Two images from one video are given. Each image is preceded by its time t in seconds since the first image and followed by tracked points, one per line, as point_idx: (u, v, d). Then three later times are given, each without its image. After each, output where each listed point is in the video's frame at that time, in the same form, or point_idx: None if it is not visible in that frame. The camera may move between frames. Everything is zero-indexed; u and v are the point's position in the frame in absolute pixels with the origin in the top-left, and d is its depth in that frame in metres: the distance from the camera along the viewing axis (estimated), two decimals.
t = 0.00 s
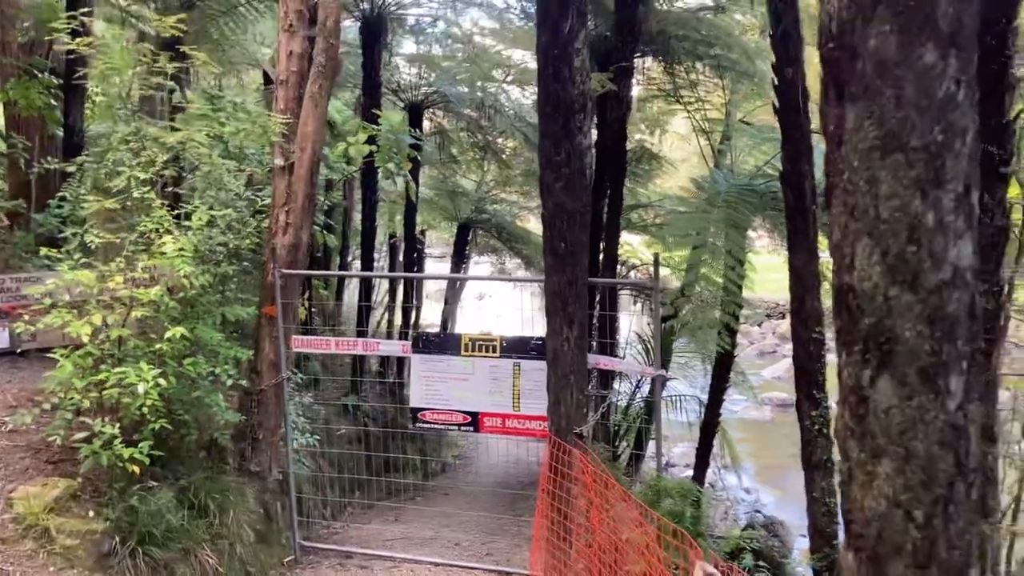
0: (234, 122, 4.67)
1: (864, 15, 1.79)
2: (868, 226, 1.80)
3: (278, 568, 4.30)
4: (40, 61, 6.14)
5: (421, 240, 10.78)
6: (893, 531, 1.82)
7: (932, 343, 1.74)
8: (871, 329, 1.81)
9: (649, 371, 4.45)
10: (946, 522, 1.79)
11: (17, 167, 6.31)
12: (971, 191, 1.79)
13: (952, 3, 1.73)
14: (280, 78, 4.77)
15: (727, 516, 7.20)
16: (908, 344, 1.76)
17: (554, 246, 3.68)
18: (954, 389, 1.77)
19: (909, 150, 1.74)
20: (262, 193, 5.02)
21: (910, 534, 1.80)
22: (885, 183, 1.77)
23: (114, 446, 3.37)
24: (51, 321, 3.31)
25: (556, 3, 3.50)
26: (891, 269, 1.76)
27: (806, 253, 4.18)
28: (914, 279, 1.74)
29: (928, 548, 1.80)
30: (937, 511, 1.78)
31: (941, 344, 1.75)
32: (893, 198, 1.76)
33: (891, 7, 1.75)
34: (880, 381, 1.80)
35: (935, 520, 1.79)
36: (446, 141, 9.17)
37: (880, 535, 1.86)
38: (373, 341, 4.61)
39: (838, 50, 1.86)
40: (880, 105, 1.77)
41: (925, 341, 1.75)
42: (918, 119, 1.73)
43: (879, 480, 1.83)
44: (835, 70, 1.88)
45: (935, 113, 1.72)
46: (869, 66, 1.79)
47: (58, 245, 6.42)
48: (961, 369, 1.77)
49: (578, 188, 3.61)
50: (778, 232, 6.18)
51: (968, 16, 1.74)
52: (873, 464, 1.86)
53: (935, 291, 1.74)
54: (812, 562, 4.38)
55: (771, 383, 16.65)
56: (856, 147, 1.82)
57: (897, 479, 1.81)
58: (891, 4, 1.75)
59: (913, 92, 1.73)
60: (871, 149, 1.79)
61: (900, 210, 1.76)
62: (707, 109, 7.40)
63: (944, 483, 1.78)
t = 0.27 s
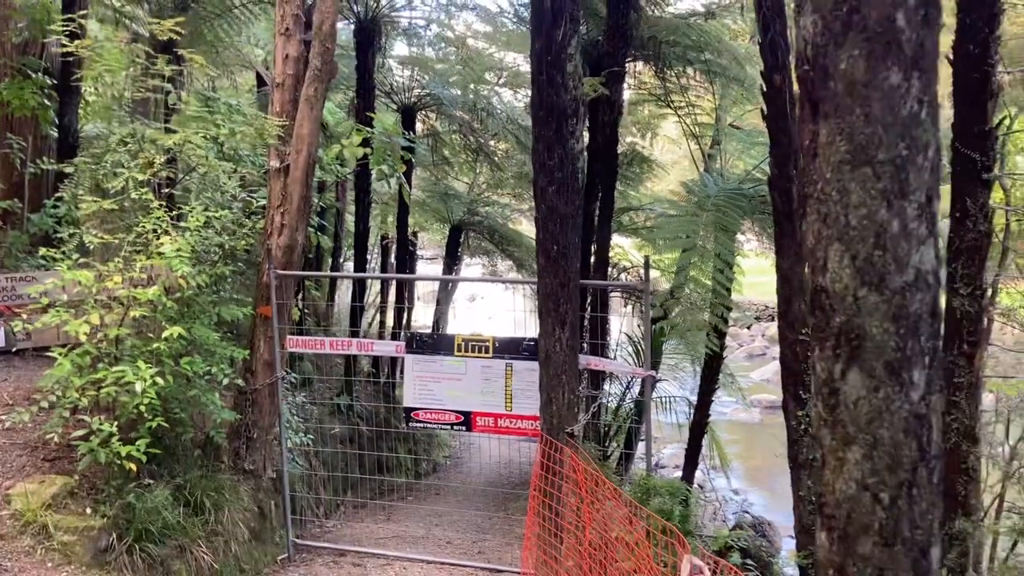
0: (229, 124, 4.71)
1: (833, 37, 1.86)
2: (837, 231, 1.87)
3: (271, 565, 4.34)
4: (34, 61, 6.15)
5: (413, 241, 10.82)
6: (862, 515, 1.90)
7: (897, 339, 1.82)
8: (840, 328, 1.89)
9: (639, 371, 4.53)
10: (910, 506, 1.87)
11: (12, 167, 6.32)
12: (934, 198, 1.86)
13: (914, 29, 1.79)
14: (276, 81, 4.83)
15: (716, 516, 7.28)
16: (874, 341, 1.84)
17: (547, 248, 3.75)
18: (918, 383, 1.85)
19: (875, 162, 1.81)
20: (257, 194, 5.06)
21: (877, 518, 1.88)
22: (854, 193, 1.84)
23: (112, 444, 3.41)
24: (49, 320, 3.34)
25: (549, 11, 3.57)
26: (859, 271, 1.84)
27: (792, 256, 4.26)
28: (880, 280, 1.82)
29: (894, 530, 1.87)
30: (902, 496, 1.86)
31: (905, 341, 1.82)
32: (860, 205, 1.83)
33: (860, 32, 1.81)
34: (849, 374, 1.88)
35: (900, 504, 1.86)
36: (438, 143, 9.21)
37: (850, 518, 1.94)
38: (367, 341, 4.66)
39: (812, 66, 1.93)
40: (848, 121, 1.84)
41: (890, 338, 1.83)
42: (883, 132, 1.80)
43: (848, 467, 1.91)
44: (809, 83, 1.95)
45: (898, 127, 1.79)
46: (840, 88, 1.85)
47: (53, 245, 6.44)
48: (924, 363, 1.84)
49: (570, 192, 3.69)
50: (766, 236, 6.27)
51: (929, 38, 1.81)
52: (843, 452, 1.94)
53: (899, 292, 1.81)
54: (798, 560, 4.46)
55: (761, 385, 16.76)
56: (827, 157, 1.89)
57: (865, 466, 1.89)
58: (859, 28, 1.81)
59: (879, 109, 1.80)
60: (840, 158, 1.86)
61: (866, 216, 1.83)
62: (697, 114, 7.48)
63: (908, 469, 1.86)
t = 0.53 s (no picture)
0: (224, 124, 4.75)
1: (804, 51, 1.90)
2: (806, 234, 1.91)
3: (265, 563, 4.38)
4: (29, 61, 6.15)
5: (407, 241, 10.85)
6: (829, 501, 1.96)
7: (862, 335, 1.87)
8: (809, 324, 1.93)
9: (630, 372, 4.59)
10: (874, 488, 1.93)
11: (8, 167, 6.31)
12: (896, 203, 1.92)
13: (878, 45, 1.84)
14: (272, 82, 4.86)
15: (706, 516, 7.35)
16: (841, 337, 1.89)
17: (539, 249, 3.80)
18: (881, 376, 1.90)
19: (843, 169, 1.86)
20: (252, 194, 5.10)
21: (843, 502, 1.94)
22: (822, 198, 1.89)
23: (107, 441, 3.43)
24: (45, 319, 3.37)
25: (542, 15, 3.62)
26: (826, 270, 1.89)
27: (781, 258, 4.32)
28: (846, 280, 1.87)
29: (858, 514, 1.94)
30: (867, 481, 1.92)
31: (870, 338, 1.87)
32: (828, 208, 1.88)
33: (828, 46, 1.85)
34: (817, 369, 1.93)
35: (865, 489, 1.93)
36: (432, 144, 9.25)
37: (819, 502, 1.99)
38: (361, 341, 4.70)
39: (782, 78, 1.97)
40: (818, 130, 1.88)
41: (855, 334, 1.88)
42: (849, 142, 1.85)
43: (815, 453, 1.97)
44: (778, 94, 1.98)
45: (863, 135, 1.84)
46: (810, 99, 1.89)
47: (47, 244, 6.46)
48: (887, 358, 1.90)
49: (563, 193, 3.74)
50: (757, 238, 6.33)
51: (892, 54, 1.86)
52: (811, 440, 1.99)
53: (864, 291, 1.86)
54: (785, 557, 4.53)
55: (753, 386, 16.86)
56: (798, 163, 1.93)
57: (831, 453, 1.94)
58: (827, 44, 1.86)
59: (845, 118, 1.85)
60: (810, 164, 1.91)
61: (834, 219, 1.87)
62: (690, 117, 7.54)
63: (872, 456, 1.92)
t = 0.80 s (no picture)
0: (221, 124, 4.80)
1: (764, 58, 2.02)
2: (765, 234, 2.04)
3: (259, 558, 4.42)
4: (24, 58, 6.16)
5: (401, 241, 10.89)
6: (787, 483, 2.06)
7: (817, 327, 1.99)
8: (770, 318, 2.05)
9: (620, 370, 4.63)
10: (827, 469, 2.03)
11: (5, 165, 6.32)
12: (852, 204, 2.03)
13: (832, 55, 1.96)
14: (267, 82, 4.91)
15: (697, 515, 7.40)
16: (797, 329, 2.00)
17: (529, 247, 3.85)
18: (835, 365, 2.01)
19: (798, 171, 1.97)
20: (247, 193, 5.14)
21: (799, 484, 2.04)
22: (779, 198, 2.01)
23: (102, 436, 3.48)
24: (41, 315, 3.41)
25: (534, 18, 3.68)
26: (784, 266, 2.00)
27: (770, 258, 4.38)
28: (801, 276, 1.99)
29: (813, 495, 2.04)
30: (819, 463, 2.02)
31: (824, 329, 1.99)
32: (786, 210, 2.00)
33: (785, 55, 1.98)
34: (775, 360, 2.04)
35: (820, 472, 2.03)
36: (427, 144, 9.29)
37: (777, 485, 2.10)
38: (355, 338, 4.74)
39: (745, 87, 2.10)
40: (777, 135, 2.00)
41: (811, 325, 1.99)
42: (803, 146, 1.96)
43: (772, 437, 2.08)
44: (741, 101, 2.10)
45: (816, 138, 1.96)
46: (768, 104, 2.01)
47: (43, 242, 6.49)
48: (841, 348, 2.00)
49: (553, 193, 3.79)
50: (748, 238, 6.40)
51: (847, 60, 1.97)
52: (769, 426, 2.10)
53: (818, 285, 1.98)
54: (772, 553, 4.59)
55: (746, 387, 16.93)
56: (759, 167, 2.05)
57: (787, 437, 2.05)
58: (785, 52, 1.98)
59: (801, 121, 1.96)
60: (770, 166, 2.02)
61: (791, 217, 1.99)
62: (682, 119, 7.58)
63: (826, 439, 2.02)
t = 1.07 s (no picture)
0: (213, 124, 4.84)
1: (721, 73, 1.85)
2: (722, 233, 1.87)
3: (250, 555, 4.46)
4: (16, 57, 6.18)
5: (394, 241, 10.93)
6: (743, 466, 1.89)
7: (772, 321, 1.84)
8: (726, 315, 1.89)
9: (608, 368, 4.70)
10: (783, 452, 1.87)
11: None
12: (806, 204, 1.88)
13: (787, 68, 1.81)
14: (259, 82, 4.95)
15: (687, 512, 7.46)
16: (752, 324, 1.85)
17: (517, 247, 3.92)
18: (790, 358, 1.86)
19: (755, 177, 1.82)
20: (240, 193, 5.18)
21: (756, 468, 1.87)
22: (737, 201, 1.85)
23: (95, 433, 3.52)
24: (35, 313, 3.45)
25: (522, 22, 3.75)
26: (741, 264, 1.84)
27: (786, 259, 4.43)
28: (758, 273, 1.83)
29: (769, 479, 1.87)
30: (775, 447, 1.86)
31: (780, 333, 1.84)
32: (741, 210, 1.84)
33: (742, 69, 1.81)
34: (732, 356, 1.89)
35: (776, 457, 1.87)
36: (419, 144, 9.35)
37: (735, 468, 1.92)
38: (346, 337, 4.79)
39: (704, 97, 1.92)
40: (733, 143, 1.84)
41: (766, 320, 1.84)
42: (757, 150, 1.81)
43: (727, 420, 1.92)
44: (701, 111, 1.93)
45: (771, 146, 1.81)
46: (726, 116, 1.84)
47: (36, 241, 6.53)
48: (796, 340, 1.86)
49: (541, 194, 3.85)
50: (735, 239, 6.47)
51: (801, 74, 1.82)
52: (728, 413, 1.94)
53: (774, 283, 1.83)
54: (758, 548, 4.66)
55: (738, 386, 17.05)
56: (715, 172, 1.89)
57: (746, 424, 1.88)
58: (742, 66, 1.82)
59: (756, 133, 1.81)
60: (727, 171, 1.86)
61: (746, 224, 1.84)
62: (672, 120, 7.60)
63: (782, 423, 1.87)
